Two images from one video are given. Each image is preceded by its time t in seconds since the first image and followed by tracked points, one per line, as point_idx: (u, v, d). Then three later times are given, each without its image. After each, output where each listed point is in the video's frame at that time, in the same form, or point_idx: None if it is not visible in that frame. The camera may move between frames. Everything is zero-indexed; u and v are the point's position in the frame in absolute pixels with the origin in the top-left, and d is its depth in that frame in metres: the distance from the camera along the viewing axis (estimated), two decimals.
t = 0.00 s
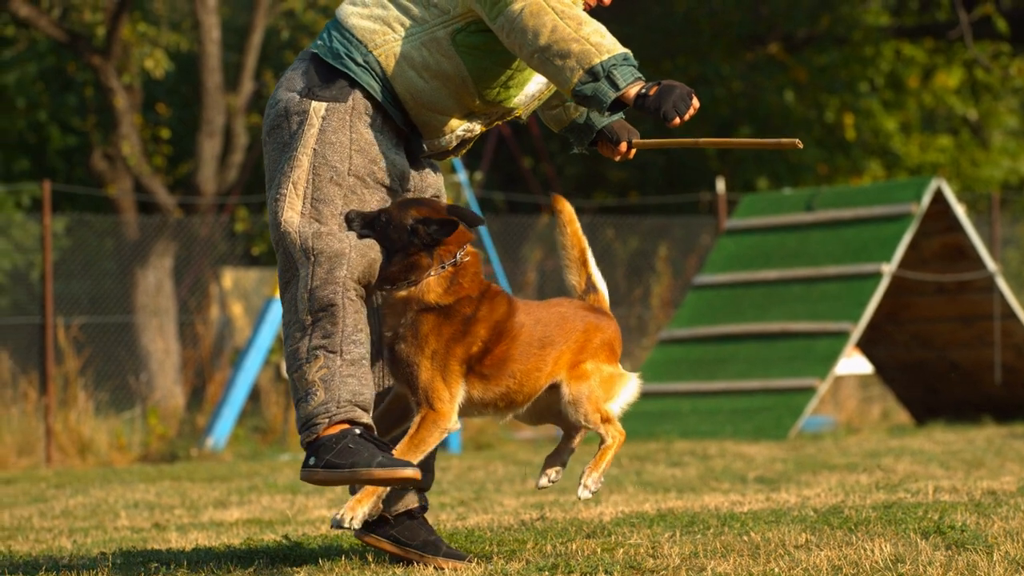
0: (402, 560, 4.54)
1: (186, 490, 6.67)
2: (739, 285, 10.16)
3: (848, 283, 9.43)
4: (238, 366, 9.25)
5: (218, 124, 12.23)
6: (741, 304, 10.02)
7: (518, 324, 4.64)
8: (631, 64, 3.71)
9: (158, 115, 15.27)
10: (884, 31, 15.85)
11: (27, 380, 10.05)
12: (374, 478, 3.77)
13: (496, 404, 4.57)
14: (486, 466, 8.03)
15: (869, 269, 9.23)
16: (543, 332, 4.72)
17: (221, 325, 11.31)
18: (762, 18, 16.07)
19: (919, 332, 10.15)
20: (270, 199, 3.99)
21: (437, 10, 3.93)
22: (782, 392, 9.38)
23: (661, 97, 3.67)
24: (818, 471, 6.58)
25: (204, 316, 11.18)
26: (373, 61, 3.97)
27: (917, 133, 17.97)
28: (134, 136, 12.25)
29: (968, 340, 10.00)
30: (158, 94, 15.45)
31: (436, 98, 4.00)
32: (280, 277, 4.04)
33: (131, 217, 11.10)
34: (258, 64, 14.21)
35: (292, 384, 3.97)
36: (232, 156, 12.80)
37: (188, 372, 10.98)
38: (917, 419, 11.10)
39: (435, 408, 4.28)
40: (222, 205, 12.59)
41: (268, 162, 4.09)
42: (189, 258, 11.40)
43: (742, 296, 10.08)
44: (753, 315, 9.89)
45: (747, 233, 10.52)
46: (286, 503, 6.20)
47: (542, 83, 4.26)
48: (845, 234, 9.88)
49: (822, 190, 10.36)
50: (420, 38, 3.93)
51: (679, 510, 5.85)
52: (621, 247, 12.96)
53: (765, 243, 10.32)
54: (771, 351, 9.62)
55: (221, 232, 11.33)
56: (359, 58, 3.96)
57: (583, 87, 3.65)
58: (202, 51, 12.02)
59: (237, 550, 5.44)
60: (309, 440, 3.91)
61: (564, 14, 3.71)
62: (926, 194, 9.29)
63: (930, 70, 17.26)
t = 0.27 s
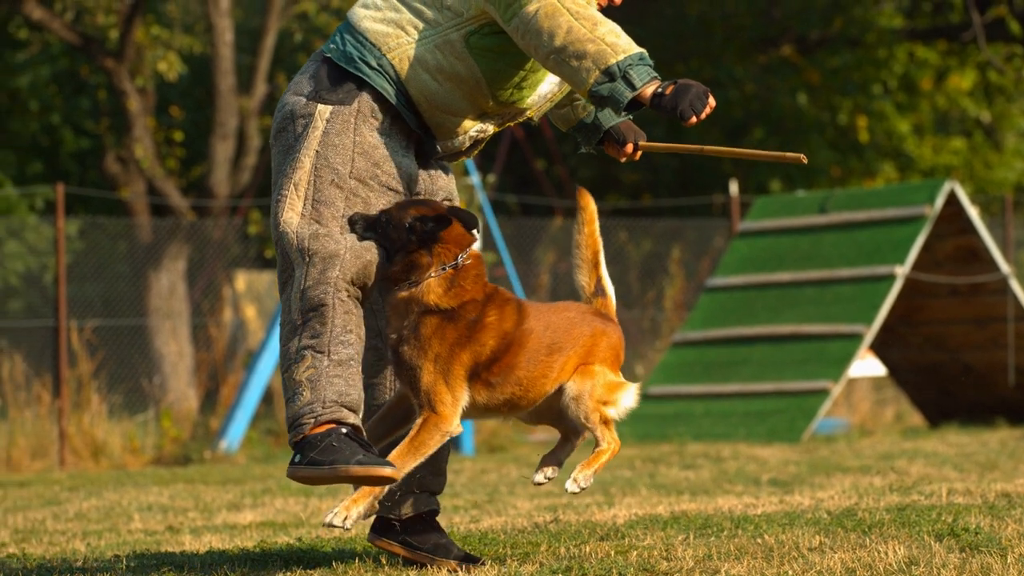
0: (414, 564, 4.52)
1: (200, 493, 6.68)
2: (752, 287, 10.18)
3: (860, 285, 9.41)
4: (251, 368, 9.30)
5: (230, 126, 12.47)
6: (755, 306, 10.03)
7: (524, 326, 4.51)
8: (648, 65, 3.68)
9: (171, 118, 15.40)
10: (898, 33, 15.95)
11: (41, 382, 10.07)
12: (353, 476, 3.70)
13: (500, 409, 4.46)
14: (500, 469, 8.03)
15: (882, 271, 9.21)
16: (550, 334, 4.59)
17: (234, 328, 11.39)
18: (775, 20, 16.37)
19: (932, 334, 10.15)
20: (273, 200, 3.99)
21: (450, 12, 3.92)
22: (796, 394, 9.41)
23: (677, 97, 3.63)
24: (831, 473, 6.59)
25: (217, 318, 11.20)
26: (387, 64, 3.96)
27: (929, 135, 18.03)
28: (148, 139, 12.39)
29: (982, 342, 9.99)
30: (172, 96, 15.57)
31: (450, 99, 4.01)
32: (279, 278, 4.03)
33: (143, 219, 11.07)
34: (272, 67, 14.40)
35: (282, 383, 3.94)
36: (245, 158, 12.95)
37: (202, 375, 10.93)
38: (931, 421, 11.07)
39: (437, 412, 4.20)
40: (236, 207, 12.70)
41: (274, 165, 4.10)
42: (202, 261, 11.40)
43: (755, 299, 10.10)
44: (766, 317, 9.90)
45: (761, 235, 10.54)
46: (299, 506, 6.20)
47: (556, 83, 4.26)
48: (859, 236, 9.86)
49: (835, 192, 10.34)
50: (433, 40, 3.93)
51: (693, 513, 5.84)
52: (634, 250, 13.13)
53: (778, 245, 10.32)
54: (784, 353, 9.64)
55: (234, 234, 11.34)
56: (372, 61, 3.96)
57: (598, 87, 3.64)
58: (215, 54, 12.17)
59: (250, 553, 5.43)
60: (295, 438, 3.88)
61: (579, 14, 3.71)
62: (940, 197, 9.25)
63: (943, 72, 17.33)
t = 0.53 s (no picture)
0: (428, 568, 4.52)
1: (214, 496, 6.70)
2: (766, 290, 10.19)
3: (875, 288, 9.42)
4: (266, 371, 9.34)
5: (244, 129, 12.56)
6: (768, 309, 10.03)
7: (531, 328, 4.36)
8: (664, 64, 3.69)
9: (185, 121, 15.50)
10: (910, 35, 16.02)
11: (55, 384, 10.09)
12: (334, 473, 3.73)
13: (504, 414, 4.31)
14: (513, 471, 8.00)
15: (896, 274, 9.25)
16: (558, 339, 4.44)
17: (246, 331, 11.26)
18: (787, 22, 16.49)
19: (945, 336, 10.15)
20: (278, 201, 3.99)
21: (465, 15, 3.93)
22: (810, 397, 9.42)
23: (695, 96, 3.66)
24: (846, 476, 6.60)
25: (231, 322, 11.21)
26: (402, 67, 3.96)
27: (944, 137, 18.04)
28: (162, 142, 12.48)
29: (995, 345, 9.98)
30: (185, 99, 15.69)
31: (465, 101, 4.01)
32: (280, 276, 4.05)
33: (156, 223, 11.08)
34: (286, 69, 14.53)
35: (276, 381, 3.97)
36: (259, 161, 13.02)
37: (217, 378, 10.89)
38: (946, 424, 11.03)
39: (440, 415, 4.10)
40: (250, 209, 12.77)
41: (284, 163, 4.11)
42: (216, 264, 11.41)
43: (769, 302, 10.09)
44: (780, 320, 9.90)
45: (774, 238, 10.55)
46: (312, 508, 6.22)
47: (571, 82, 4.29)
48: (873, 238, 9.86)
49: (849, 195, 10.32)
50: (448, 42, 3.94)
51: (707, 515, 5.84)
52: (648, 253, 13.38)
53: (791, 247, 10.32)
54: (798, 355, 9.64)
55: (246, 237, 11.38)
56: (387, 65, 3.95)
57: (616, 88, 3.65)
58: (229, 56, 12.28)
59: (264, 555, 5.42)
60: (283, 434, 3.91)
61: (594, 15, 3.71)
62: (953, 199, 9.30)
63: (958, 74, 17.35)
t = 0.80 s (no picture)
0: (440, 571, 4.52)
1: (226, 498, 6.70)
2: (779, 292, 10.19)
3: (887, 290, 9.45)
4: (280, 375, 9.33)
5: (257, 131, 12.56)
6: (781, 312, 10.02)
7: (535, 331, 4.28)
8: (678, 63, 3.69)
9: (198, 123, 15.55)
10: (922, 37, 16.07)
11: (67, 386, 10.11)
12: (317, 471, 3.75)
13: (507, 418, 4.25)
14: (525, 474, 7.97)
15: (909, 276, 9.27)
16: (564, 345, 4.35)
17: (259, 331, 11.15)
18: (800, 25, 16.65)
19: (958, 338, 10.15)
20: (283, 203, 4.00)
21: (477, 17, 3.94)
22: (822, 399, 9.45)
23: (711, 95, 3.68)
24: (858, 478, 6.63)
25: (243, 324, 11.20)
26: (415, 71, 3.96)
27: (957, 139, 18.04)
28: (174, 144, 12.53)
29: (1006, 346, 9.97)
30: (198, 101, 15.75)
31: (479, 104, 4.02)
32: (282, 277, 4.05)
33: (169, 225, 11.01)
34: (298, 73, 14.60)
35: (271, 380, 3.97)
36: (273, 164, 13.03)
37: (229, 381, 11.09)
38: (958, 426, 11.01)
39: (442, 418, 4.06)
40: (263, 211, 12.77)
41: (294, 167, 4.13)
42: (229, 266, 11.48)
43: (782, 304, 10.09)
44: (792, 322, 9.88)
45: (786, 240, 10.53)
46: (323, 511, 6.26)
47: (584, 81, 4.29)
48: (885, 241, 9.86)
49: (861, 196, 10.31)
50: (461, 45, 3.95)
51: (719, 518, 5.84)
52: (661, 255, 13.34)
53: (803, 250, 10.32)
54: (811, 357, 9.66)
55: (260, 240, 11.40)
56: (401, 69, 3.96)
57: (632, 89, 3.65)
58: (242, 59, 12.35)
59: (276, 557, 5.41)
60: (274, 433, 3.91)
61: (608, 15, 3.71)
62: (966, 201, 9.36)
63: (970, 76, 17.38)
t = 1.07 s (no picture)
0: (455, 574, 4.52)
1: (241, 501, 6.73)
2: (795, 295, 10.19)
3: (903, 292, 9.46)
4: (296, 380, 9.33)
5: (271, 134, 12.61)
6: (796, 314, 10.03)
7: (544, 339, 4.22)
8: (695, 63, 3.70)
9: (213, 126, 15.61)
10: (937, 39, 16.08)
11: (82, 388, 10.15)
12: (299, 466, 3.70)
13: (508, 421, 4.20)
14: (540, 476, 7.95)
15: (924, 278, 9.28)
16: (572, 353, 4.31)
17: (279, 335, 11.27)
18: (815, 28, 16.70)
19: (973, 341, 10.13)
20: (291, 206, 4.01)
21: (491, 21, 3.93)
22: (837, 401, 9.46)
23: (727, 94, 3.69)
24: (873, 481, 6.65)
25: (258, 327, 11.22)
26: (430, 75, 3.96)
27: (971, 142, 18.04)
28: (190, 147, 12.57)
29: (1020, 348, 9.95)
30: (212, 104, 15.82)
31: (495, 107, 4.01)
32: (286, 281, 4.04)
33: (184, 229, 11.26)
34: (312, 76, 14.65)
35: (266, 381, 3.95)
36: (287, 167, 13.05)
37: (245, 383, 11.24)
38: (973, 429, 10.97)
39: (446, 421, 4.00)
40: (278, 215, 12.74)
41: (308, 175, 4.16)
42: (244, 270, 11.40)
43: (797, 306, 10.09)
44: (807, 325, 9.88)
45: (802, 243, 10.54)
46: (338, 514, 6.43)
47: (599, 83, 4.28)
48: (901, 243, 9.87)
49: (877, 198, 10.31)
50: (475, 49, 3.94)
51: (735, 521, 5.84)
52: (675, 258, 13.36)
53: (818, 253, 10.32)
54: (826, 360, 9.66)
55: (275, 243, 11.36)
56: (416, 73, 3.96)
57: (649, 89, 3.66)
58: (258, 62, 12.40)
59: (291, 560, 5.40)
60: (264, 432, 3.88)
61: (624, 16, 3.71)
62: (981, 204, 9.38)
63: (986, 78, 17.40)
